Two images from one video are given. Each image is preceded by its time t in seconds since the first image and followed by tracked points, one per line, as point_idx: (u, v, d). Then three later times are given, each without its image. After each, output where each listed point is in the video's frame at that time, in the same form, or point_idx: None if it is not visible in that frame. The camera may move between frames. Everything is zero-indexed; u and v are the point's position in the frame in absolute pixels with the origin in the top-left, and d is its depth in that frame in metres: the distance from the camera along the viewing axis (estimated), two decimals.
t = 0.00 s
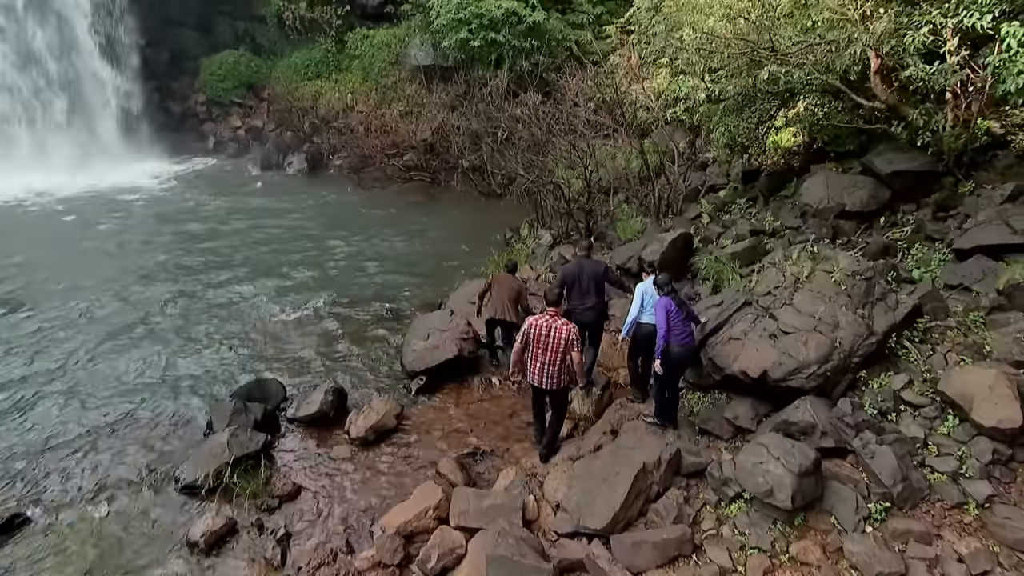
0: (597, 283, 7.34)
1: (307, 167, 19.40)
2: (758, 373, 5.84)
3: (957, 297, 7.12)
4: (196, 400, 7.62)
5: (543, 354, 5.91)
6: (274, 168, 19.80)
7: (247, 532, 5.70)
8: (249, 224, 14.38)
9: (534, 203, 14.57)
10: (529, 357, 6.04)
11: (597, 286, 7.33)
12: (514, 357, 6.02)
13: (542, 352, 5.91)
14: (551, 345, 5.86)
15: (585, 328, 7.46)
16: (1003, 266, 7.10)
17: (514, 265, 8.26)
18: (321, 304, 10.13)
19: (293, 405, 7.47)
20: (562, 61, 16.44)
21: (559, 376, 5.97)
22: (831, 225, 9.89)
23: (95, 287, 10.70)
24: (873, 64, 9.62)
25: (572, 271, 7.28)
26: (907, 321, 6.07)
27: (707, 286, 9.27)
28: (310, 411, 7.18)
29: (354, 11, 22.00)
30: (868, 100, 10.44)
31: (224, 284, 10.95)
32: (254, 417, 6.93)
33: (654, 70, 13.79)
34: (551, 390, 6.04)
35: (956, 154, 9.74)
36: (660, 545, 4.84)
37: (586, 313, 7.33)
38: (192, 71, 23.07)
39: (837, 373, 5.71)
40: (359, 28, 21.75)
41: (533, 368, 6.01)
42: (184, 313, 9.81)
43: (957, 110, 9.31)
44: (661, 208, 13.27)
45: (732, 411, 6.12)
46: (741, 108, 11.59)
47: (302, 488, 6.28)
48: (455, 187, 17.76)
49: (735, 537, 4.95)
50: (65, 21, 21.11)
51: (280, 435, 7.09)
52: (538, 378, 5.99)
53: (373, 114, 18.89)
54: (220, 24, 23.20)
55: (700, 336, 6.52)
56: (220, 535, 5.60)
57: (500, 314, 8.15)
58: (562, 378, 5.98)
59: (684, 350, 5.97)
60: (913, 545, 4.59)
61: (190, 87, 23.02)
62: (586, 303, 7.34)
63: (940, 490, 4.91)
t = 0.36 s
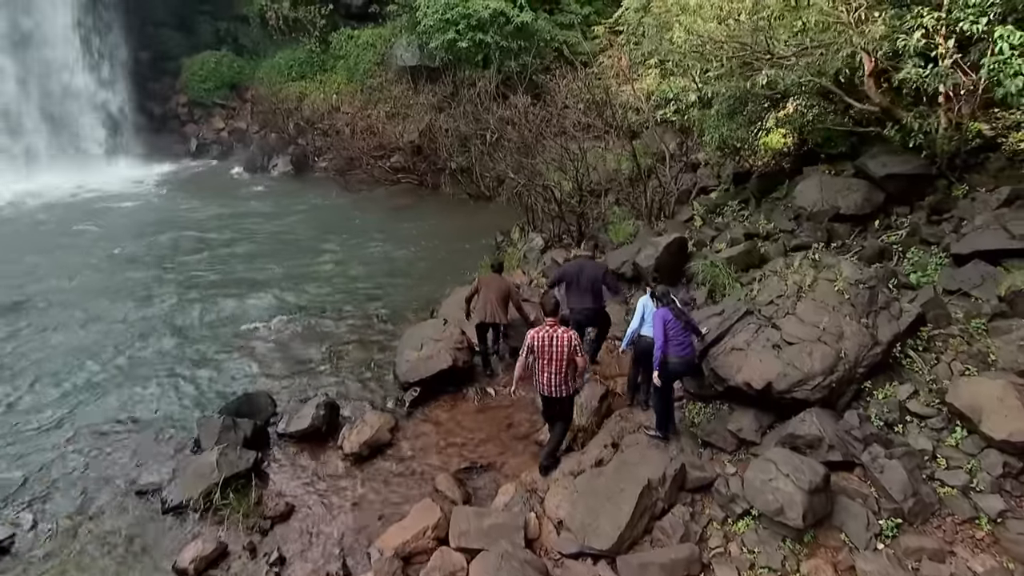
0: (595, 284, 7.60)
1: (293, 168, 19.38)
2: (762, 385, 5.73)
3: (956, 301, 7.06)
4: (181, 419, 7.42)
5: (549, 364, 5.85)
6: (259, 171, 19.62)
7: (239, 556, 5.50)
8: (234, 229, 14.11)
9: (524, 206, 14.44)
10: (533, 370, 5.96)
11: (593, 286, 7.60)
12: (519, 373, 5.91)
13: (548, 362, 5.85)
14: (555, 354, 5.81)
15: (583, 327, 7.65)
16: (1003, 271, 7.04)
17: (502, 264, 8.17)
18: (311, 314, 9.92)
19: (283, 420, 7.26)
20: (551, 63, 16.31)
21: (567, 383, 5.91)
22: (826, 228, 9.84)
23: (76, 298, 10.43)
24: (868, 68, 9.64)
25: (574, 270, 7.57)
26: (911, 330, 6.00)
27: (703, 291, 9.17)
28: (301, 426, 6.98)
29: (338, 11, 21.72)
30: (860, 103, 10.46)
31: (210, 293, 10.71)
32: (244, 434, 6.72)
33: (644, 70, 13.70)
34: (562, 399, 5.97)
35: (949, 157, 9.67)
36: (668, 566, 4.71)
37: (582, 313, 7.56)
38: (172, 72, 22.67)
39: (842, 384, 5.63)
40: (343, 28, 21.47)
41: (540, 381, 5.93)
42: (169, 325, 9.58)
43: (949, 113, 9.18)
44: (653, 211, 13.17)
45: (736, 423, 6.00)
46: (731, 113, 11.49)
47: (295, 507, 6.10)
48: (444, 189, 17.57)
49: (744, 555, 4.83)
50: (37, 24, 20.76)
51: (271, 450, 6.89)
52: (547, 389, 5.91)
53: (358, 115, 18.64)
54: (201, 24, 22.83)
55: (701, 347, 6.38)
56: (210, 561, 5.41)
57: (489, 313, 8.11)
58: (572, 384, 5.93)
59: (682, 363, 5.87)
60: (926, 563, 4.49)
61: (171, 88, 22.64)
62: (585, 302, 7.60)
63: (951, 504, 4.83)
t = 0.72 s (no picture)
0: (612, 285, 7.59)
1: (281, 167, 18.97)
2: (772, 392, 5.61)
3: (962, 303, 6.98)
4: (174, 429, 7.25)
5: (556, 349, 6.18)
6: (248, 168, 19.31)
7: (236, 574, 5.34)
8: (224, 230, 13.86)
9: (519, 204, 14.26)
10: (541, 358, 6.27)
11: (609, 285, 7.60)
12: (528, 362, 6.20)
13: (554, 347, 6.17)
14: (559, 338, 6.15)
15: (591, 321, 7.72)
16: (1010, 272, 6.96)
17: (493, 261, 8.18)
18: (305, 318, 9.75)
19: (278, 429, 7.09)
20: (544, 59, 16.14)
21: (568, 366, 6.24)
22: (826, 226, 9.74)
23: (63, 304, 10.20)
24: (870, 65, 9.56)
25: (594, 265, 7.63)
26: (921, 334, 5.90)
27: (704, 292, 9.07)
28: (297, 435, 6.80)
29: (326, 5, 21.43)
30: (861, 98, 10.31)
31: (201, 296, 10.51)
32: (239, 445, 6.55)
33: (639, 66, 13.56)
34: (571, 380, 6.30)
35: (950, 155, 9.59)
36: None
37: (592, 308, 7.62)
38: (158, 67, 22.33)
39: (854, 391, 5.52)
40: (332, 22, 21.19)
41: (550, 367, 6.22)
42: (160, 331, 9.37)
43: (950, 110, 9.01)
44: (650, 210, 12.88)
45: (744, 430, 5.87)
46: (729, 111, 11.50)
47: (294, 520, 5.94)
48: (436, 186, 17.35)
49: (757, 569, 4.72)
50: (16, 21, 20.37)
51: (267, 461, 6.73)
52: (558, 373, 6.21)
53: (349, 112, 18.39)
54: (187, 19, 22.49)
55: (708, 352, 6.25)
56: None
57: (488, 314, 7.95)
58: (578, 364, 6.28)
59: (684, 367, 5.83)
60: None
61: (157, 84, 22.28)
62: (598, 301, 7.64)
63: (967, 515, 4.73)
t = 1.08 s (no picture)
0: (631, 270, 7.66)
1: (277, 163, 18.53)
2: (786, 400, 5.48)
3: (976, 306, 6.86)
4: (171, 439, 7.10)
5: (566, 349, 6.05)
6: (242, 166, 18.75)
7: None
8: (218, 229, 13.66)
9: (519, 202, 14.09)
10: (552, 359, 6.11)
11: (628, 270, 7.66)
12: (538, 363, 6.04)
13: (565, 348, 6.04)
14: (570, 338, 6.02)
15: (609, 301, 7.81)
16: None
17: (494, 263, 7.78)
18: (304, 320, 9.59)
19: (278, 436, 6.94)
20: (543, 55, 16.08)
21: (582, 365, 6.13)
22: (833, 225, 9.61)
23: (56, 308, 10.00)
24: (876, 64, 9.40)
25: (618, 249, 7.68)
26: (938, 340, 5.78)
27: (709, 292, 8.94)
28: (298, 443, 6.64)
29: None
30: (867, 93, 10.10)
31: (196, 299, 10.31)
32: (239, 455, 6.40)
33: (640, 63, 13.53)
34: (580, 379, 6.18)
35: (958, 152, 9.45)
36: None
37: (610, 288, 7.72)
38: (150, 63, 22.03)
39: (870, 399, 5.40)
40: (326, 17, 20.98)
41: (560, 367, 6.09)
42: (156, 335, 9.18)
43: (960, 107, 8.79)
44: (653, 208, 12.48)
45: (758, 438, 5.72)
46: (730, 107, 11.23)
47: (297, 532, 5.80)
48: (434, 183, 17.09)
49: None
50: None
51: (267, 470, 6.57)
52: (568, 373, 6.09)
53: (344, 107, 18.15)
54: (179, 14, 22.20)
55: (718, 358, 6.12)
56: None
57: (491, 317, 7.82)
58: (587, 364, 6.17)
59: (689, 370, 5.75)
60: None
61: (149, 80, 21.98)
62: (617, 282, 7.70)
63: (991, 528, 4.60)
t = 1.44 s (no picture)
0: (644, 263, 7.52)
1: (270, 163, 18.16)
2: (800, 411, 5.35)
3: (987, 310, 6.76)
4: (166, 451, 6.92)
5: (581, 352, 5.92)
6: (235, 164, 18.53)
7: None
8: (212, 231, 13.44)
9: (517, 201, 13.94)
10: (567, 363, 5.94)
11: (642, 265, 7.51)
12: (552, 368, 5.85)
13: (579, 351, 5.91)
14: (586, 340, 5.92)
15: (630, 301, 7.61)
16: None
17: (511, 261, 8.39)
18: (301, 325, 9.40)
19: (276, 446, 6.77)
20: (540, 51, 15.88)
21: (594, 366, 6.04)
22: (837, 226, 9.49)
23: (47, 314, 9.77)
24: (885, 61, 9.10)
25: (621, 250, 7.49)
26: (953, 348, 5.68)
27: (713, 294, 8.81)
28: (297, 454, 6.47)
29: None
30: (874, 94, 9.91)
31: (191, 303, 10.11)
32: (237, 467, 6.23)
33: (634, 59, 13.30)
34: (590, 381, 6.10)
35: (964, 152, 9.33)
36: None
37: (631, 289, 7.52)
38: (140, 60, 21.71)
39: (885, 409, 5.28)
40: (319, 13, 20.86)
41: (574, 371, 5.94)
42: (149, 342, 8.97)
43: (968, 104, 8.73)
44: (653, 208, 12.36)
45: (770, 448, 5.54)
46: (733, 105, 10.83)
47: (298, 548, 5.64)
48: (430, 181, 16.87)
49: None
50: None
51: (266, 481, 6.41)
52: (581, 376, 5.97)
53: (339, 105, 17.95)
54: (169, 10, 21.91)
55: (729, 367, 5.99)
56: None
57: (489, 300, 7.81)
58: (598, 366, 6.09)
59: (693, 377, 5.63)
60: None
61: (139, 77, 21.64)
62: (628, 281, 7.53)
63: (1014, 544, 4.48)
